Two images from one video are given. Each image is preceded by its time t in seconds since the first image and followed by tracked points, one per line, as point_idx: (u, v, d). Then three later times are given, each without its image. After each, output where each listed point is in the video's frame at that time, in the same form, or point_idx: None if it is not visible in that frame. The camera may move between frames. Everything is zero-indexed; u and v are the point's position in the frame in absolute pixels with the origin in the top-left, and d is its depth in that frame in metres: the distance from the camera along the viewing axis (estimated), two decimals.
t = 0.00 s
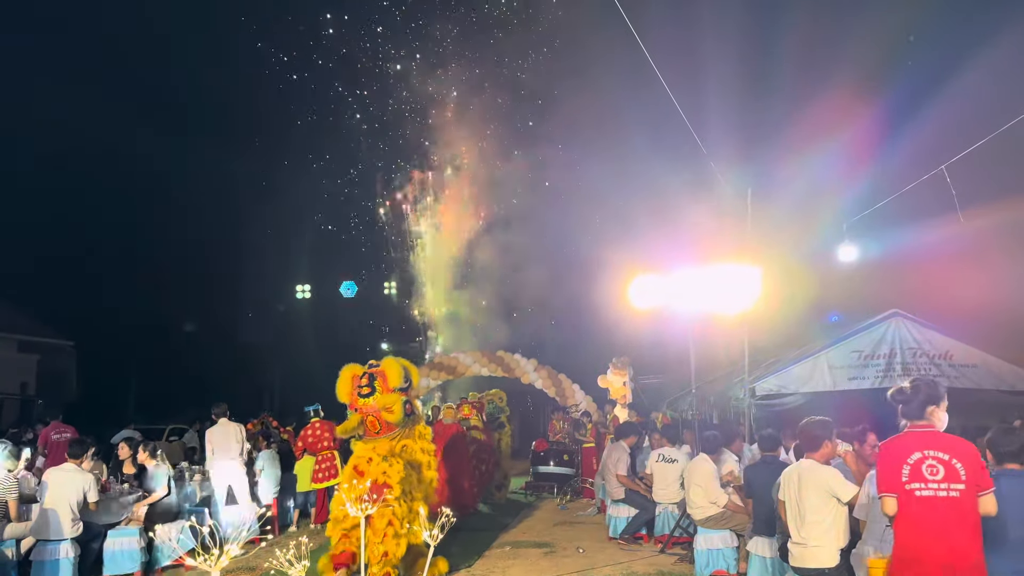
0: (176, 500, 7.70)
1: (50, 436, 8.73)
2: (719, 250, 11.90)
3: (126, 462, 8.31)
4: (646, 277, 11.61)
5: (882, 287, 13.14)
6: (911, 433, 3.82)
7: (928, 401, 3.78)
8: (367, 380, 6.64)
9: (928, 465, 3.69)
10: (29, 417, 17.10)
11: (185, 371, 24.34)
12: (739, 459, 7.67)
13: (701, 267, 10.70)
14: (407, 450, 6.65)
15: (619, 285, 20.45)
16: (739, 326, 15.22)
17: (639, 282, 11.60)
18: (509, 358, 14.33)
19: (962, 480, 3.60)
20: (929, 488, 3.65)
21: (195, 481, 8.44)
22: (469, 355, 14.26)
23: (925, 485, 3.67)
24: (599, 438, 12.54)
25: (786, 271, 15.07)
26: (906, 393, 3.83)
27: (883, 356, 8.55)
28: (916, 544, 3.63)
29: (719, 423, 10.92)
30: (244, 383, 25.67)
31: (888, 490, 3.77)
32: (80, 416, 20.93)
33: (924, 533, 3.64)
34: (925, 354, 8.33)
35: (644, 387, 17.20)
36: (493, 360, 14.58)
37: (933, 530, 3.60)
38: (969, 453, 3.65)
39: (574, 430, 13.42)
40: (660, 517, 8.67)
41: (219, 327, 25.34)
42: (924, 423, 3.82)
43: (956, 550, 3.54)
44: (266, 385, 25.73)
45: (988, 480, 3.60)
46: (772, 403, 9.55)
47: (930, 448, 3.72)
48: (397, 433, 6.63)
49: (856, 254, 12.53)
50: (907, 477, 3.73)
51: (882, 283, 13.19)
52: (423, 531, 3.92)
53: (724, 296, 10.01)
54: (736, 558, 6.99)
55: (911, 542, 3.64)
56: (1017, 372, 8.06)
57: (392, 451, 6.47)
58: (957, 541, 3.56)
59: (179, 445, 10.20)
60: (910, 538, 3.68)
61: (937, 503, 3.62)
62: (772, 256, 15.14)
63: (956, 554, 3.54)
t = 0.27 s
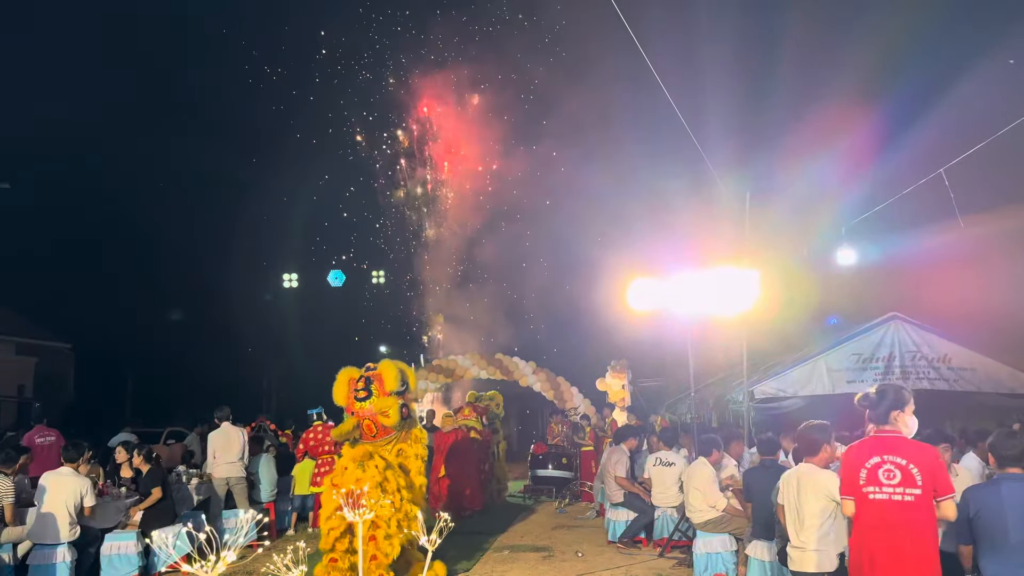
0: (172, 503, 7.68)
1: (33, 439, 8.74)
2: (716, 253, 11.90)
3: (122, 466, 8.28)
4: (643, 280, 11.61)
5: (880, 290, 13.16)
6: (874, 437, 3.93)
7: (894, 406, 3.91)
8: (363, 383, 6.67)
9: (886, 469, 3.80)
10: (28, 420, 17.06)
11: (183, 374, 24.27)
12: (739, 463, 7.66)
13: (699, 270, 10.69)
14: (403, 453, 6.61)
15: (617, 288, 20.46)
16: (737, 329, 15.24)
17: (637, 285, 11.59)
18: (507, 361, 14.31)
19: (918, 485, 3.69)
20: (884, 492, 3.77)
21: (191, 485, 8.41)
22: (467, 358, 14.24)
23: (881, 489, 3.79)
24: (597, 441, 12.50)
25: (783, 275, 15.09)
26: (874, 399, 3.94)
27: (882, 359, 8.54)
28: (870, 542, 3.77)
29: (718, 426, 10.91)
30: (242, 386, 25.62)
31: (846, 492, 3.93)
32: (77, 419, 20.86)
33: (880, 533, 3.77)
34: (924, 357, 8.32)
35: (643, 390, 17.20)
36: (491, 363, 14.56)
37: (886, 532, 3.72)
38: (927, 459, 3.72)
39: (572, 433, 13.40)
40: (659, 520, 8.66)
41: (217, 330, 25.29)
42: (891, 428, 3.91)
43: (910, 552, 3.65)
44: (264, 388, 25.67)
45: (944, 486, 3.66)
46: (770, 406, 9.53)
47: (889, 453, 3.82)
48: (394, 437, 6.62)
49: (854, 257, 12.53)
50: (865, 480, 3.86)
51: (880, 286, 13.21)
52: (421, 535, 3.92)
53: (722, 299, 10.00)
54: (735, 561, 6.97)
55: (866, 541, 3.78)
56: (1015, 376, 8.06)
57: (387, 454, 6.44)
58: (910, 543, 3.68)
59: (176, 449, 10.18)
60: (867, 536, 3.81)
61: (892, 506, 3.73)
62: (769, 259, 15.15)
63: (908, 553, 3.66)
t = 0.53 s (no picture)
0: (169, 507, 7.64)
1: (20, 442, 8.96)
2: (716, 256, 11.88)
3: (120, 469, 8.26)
4: (642, 283, 11.58)
5: (878, 292, 13.17)
6: (846, 439, 3.93)
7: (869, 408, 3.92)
8: (360, 390, 6.61)
9: (855, 470, 3.82)
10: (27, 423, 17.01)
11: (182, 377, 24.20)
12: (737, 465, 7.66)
13: (699, 272, 10.67)
14: (400, 457, 6.59)
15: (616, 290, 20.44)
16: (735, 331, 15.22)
17: (637, 288, 11.55)
18: (506, 364, 14.26)
19: (885, 484, 3.73)
20: (853, 493, 3.79)
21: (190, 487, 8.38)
22: (466, 360, 14.22)
23: (850, 490, 3.81)
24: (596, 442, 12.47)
25: (782, 277, 15.07)
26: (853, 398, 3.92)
27: (881, 362, 8.53)
28: (842, 544, 3.79)
29: (717, 428, 10.89)
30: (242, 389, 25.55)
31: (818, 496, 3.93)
32: (77, 423, 20.82)
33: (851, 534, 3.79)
34: (923, 360, 8.32)
35: (642, 393, 17.18)
36: (491, 365, 14.54)
37: (858, 533, 3.74)
38: (894, 458, 3.76)
39: (571, 435, 13.39)
40: (658, 523, 8.62)
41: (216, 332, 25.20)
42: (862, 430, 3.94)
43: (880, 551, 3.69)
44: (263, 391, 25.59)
45: (911, 485, 3.70)
46: (769, 407, 9.53)
47: (859, 454, 3.83)
48: (391, 443, 6.59)
49: (853, 260, 12.53)
50: (835, 482, 3.87)
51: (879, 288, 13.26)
52: (418, 538, 3.92)
53: (722, 301, 10.00)
54: (735, 564, 6.95)
55: (837, 543, 3.80)
56: (1015, 377, 8.06)
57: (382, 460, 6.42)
58: (881, 542, 3.71)
59: (175, 451, 10.16)
60: (838, 538, 3.83)
61: (863, 507, 3.75)
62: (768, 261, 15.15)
63: (879, 553, 3.69)
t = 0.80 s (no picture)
0: (168, 509, 7.64)
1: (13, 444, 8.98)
2: (715, 258, 11.87)
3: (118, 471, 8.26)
4: (641, 285, 11.58)
5: (877, 293, 13.19)
6: (829, 442, 4.06)
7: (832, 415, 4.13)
8: (361, 391, 6.61)
9: (842, 470, 3.92)
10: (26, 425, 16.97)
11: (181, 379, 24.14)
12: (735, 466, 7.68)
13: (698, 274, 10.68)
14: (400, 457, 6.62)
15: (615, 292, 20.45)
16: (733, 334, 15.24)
17: (636, 290, 11.54)
18: (505, 365, 14.25)
19: (871, 483, 3.87)
20: (842, 491, 3.88)
21: (189, 489, 8.38)
22: (465, 362, 14.23)
23: (839, 489, 3.90)
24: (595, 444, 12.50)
25: (780, 280, 15.10)
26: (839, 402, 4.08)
27: (878, 363, 8.54)
28: (827, 542, 3.88)
29: (716, 430, 10.90)
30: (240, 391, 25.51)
31: (806, 494, 3.98)
32: (76, 424, 20.78)
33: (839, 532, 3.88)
34: (920, 361, 8.34)
35: (640, 395, 17.19)
36: (490, 367, 14.55)
37: (848, 531, 3.83)
38: (877, 458, 3.93)
39: (571, 437, 13.40)
40: (656, 525, 8.63)
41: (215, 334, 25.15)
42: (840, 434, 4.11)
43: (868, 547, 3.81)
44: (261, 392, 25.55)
45: (892, 484, 3.89)
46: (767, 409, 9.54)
47: (845, 455, 3.95)
48: (391, 444, 6.61)
49: (850, 263, 12.55)
50: (822, 481, 3.95)
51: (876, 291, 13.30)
52: (418, 542, 3.92)
53: (721, 304, 10.02)
54: (733, 566, 6.95)
55: (825, 541, 3.88)
56: (1011, 380, 8.07)
57: (383, 461, 6.44)
58: (866, 539, 3.83)
59: (173, 453, 10.16)
60: (824, 536, 3.92)
61: (852, 505, 3.86)
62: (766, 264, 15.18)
63: (865, 550, 3.81)
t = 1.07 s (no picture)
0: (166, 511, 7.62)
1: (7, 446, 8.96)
2: (714, 259, 11.82)
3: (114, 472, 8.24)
4: (640, 286, 11.54)
5: (876, 296, 13.16)
6: (805, 443, 4.20)
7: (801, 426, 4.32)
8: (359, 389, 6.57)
9: (823, 471, 4.07)
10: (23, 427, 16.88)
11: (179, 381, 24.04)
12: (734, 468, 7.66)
13: (698, 276, 10.64)
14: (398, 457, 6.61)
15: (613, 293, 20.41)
16: (732, 336, 15.20)
17: (634, 290, 11.49)
18: (504, 367, 14.23)
19: (850, 483, 4.02)
20: (824, 491, 4.03)
21: (186, 490, 8.36)
22: (463, 364, 14.19)
23: (821, 489, 4.05)
24: (593, 446, 12.48)
25: (779, 281, 15.07)
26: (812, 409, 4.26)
27: (877, 365, 8.54)
28: (810, 542, 4.02)
29: (715, 432, 10.88)
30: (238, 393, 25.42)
31: (788, 494, 4.09)
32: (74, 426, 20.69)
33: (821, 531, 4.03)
34: (919, 363, 8.33)
35: (639, 397, 17.14)
36: (489, 368, 14.51)
37: (833, 532, 3.97)
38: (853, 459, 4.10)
39: (569, 439, 13.36)
40: (654, 527, 8.61)
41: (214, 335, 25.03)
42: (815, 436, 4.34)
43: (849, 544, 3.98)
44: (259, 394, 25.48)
45: (864, 483, 4.07)
46: (765, 410, 9.49)
47: (823, 456, 4.10)
48: (389, 445, 6.58)
49: (849, 264, 12.51)
50: (805, 481, 4.09)
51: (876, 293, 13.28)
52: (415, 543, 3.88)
53: (720, 305, 9.99)
54: (731, 569, 6.92)
55: (809, 539, 4.01)
56: (1011, 382, 8.05)
57: (380, 459, 6.45)
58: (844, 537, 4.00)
59: (170, 455, 10.13)
60: (805, 536, 4.06)
61: (834, 506, 4.01)
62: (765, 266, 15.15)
63: (845, 548, 3.97)
